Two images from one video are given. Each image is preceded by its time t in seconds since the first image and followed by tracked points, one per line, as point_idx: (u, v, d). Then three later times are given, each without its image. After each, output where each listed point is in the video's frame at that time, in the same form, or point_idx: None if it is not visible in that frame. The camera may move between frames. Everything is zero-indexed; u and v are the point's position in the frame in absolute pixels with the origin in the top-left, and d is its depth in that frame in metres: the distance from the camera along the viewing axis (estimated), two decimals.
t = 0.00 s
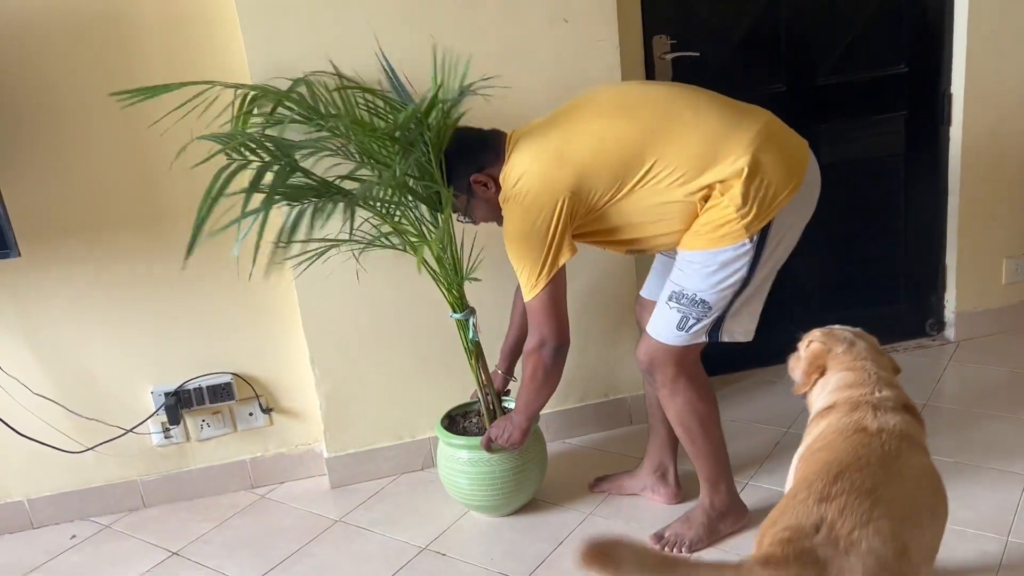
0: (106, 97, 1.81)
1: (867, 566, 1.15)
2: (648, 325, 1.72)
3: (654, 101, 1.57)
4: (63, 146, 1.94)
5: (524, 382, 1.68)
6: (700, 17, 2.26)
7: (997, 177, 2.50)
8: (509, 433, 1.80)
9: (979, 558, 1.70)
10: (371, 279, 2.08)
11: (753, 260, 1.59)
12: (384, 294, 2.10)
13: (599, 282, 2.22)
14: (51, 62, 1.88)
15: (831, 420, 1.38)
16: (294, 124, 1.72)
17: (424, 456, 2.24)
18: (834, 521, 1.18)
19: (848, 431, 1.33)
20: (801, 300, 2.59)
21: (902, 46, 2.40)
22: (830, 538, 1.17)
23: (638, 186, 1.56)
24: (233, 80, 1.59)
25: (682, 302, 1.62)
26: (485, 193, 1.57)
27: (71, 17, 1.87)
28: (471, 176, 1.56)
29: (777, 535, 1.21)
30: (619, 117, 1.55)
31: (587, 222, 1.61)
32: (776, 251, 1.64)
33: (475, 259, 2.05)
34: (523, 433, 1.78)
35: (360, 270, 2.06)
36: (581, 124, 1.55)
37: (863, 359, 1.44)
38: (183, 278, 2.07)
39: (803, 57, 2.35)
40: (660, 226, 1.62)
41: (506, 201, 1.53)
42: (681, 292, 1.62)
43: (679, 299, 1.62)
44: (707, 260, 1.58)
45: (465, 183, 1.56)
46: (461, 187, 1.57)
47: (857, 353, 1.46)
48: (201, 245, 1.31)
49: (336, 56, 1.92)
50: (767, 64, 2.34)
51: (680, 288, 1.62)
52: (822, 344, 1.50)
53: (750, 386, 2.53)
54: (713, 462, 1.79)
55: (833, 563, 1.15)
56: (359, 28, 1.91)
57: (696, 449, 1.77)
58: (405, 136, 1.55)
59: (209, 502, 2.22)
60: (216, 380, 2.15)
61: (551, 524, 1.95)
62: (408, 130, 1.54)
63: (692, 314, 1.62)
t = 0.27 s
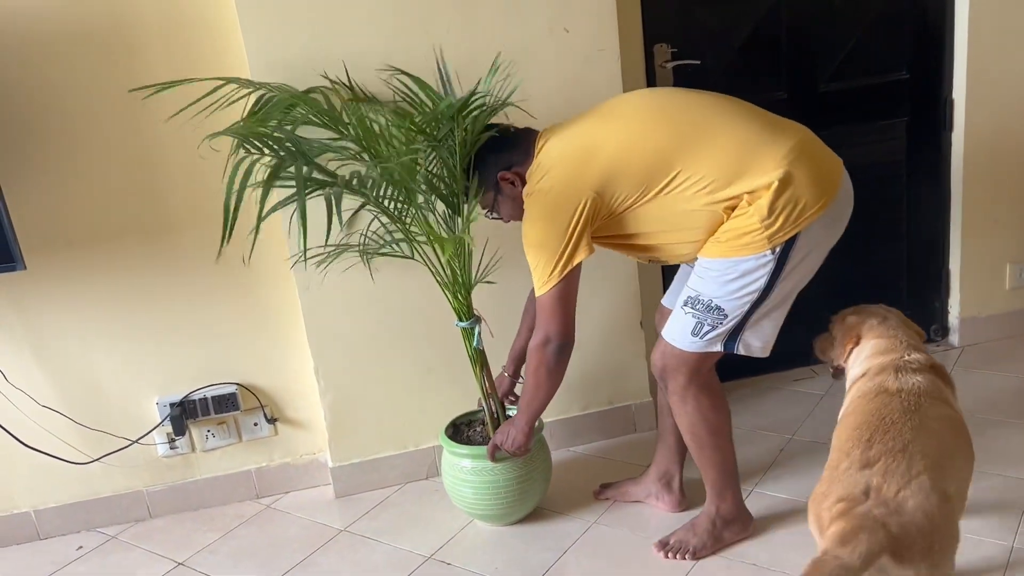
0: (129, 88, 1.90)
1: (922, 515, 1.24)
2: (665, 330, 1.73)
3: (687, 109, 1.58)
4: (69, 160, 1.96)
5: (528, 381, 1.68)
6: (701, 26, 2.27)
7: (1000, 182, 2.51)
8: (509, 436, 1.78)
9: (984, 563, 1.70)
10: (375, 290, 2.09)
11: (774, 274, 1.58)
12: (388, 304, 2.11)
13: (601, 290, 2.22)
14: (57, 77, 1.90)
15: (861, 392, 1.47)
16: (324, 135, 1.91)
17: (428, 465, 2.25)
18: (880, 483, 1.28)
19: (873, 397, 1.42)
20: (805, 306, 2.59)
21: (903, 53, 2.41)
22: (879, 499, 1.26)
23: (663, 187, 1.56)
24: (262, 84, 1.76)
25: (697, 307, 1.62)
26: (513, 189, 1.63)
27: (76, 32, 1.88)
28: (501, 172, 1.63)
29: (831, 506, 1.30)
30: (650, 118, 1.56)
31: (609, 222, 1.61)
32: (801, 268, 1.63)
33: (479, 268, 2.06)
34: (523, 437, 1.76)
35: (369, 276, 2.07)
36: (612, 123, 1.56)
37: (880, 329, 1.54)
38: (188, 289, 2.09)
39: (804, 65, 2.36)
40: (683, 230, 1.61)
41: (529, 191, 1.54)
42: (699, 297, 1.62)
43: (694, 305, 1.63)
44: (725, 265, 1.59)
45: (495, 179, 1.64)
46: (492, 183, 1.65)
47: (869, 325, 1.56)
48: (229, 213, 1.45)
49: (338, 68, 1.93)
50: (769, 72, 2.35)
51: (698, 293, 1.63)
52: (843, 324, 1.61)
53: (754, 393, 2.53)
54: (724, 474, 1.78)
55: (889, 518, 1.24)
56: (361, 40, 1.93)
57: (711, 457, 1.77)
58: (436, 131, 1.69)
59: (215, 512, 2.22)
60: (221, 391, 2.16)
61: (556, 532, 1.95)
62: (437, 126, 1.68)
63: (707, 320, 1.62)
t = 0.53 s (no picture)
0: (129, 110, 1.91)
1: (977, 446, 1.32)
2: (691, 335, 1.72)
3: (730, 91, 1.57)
4: (72, 171, 1.97)
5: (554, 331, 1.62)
6: (700, 35, 2.28)
7: (999, 188, 2.51)
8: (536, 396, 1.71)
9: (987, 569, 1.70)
10: (376, 298, 2.09)
11: (802, 269, 1.58)
12: (389, 313, 2.11)
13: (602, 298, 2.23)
14: (60, 88, 1.91)
15: (892, 347, 1.56)
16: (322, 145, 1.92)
17: (430, 474, 2.25)
18: (941, 417, 1.35)
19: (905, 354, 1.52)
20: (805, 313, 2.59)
21: (902, 60, 2.42)
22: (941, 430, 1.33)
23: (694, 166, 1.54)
24: (258, 99, 1.77)
25: (725, 308, 1.62)
26: (531, 143, 1.67)
27: (79, 44, 1.89)
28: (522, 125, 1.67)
29: (891, 437, 1.36)
30: (691, 90, 1.54)
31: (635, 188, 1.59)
32: (829, 264, 1.63)
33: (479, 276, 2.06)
34: (549, 393, 1.69)
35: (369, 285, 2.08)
36: (652, 88, 1.54)
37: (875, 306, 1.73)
38: (190, 299, 2.09)
39: (803, 73, 2.37)
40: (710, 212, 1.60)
41: (557, 139, 1.51)
42: (727, 297, 1.61)
43: (723, 305, 1.62)
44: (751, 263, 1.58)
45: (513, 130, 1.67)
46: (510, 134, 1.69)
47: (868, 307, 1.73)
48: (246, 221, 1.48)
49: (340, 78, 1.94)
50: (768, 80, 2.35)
51: (725, 294, 1.62)
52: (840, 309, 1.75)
53: (756, 400, 2.53)
54: (730, 483, 1.78)
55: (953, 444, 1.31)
56: (362, 52, 1.94)
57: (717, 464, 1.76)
58: (448, 134, 1.75)
59: (217, 521, 2.23)
60: (223, 401, 2.16)
61: (558, 540, 1.95)
62: (449, 130, 1.75)
63: (736, 320, 1.61)
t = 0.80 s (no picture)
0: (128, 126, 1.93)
1: (1002, 407, 1.37)
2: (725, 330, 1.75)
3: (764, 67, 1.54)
4: (71, 182, 1.97)
5: (623, 312, 1.49)
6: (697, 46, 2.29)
7: (995, 197, 2.52)
8: (612, 386, 1.57)
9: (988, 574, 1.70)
10: (374, 308, 2.09)
11: (830, 254, 1.60)
12: (388, 322, 2.11)
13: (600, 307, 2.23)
14: (58, 100, 1.92)
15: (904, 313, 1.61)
16: (322, 155, 1.92)
17: (428, 484, 2.24)
18: (964, 383, 1.40)
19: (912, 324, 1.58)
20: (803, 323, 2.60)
21: (898, 70, 2.42)
22: (967, 396, 1.37)
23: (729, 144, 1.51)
24: (256, 110, 1.78)
25: (757, 300, 1.65)
26: (549, 101, 1.53)
27: (78, 56, 1.90)
28: (541, 81, 1.52)
29: (919, 400, 1.40)
30: (729, 64, 1.50)
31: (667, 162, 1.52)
32: (854, 245, 1.65)
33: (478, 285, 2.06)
34: (625, 381, 1.56)
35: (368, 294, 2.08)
36: (687, 58, 1.48)
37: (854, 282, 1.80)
38: (188, 310, 2.09)
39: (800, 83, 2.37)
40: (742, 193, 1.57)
41: (596, 106, 1.41)
42: (757, 290, 1.65)
43: (755, 298, 1.65)
44: (774, 253, 1.61)
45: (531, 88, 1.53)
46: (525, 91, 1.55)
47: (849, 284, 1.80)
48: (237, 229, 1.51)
49: (338, 89, 1.95)
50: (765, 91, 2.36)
51: (755, 287, 1.65)
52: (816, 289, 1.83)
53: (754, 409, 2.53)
54: (747, 487, 1.77)
55: (977, 411, 1.35)
56: (361, 64, 1.94)
57: (743, 467, 1.77)
58: (447, 144, 1.75)
59: (215, 532, 2.22)
60: (221, 411, 2.16)
61: (556, 550, 1.95)
62: (447, 140, 1.75)
63: (769, 311, 1.65)
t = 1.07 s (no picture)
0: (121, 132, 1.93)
1: (1010, 379, 1.52)
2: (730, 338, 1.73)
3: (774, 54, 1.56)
4: (66, 193, 1.97)
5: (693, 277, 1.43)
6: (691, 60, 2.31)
7: (986, 209, 2.55)
8: (693, 356, 1.51)
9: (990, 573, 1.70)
10: (369, 319, 2.09)
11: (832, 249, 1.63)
12: (384, 333, 2.11)
13: (595, 318, 2.23)
14: (53, 111, 1.92)
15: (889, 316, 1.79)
16: (315, 166, 1.92)
17: (422, 496, 2.24)
18: (973, 366, 1.54)
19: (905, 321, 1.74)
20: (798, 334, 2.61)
21: (893, 82, 2.42)
22: (979, 376, 1.52)
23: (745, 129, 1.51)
24: (252, 120, 1.78)
25: (769, 307, 1.63)
26: (565, 56, 1.44)
27: (74, 67, 1.90)
28: (562, 33, 1.42)
29: (937, 393, 1.53)
30: (751, 49, 1.50)
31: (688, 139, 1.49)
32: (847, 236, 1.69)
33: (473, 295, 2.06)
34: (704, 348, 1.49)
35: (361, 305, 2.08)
36: (720, 37, 1.46)
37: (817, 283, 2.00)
38: (183, 321, 2.09)
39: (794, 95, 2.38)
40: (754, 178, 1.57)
41: (636, 74, 1.35)
42: (768, 296, 1.63)
43: (766, 305, 1.63)
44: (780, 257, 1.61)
45: (551, 38, 1.43)
46: (542, 41, 1.44)
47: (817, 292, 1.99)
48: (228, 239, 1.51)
49: (332, 100, 1.95)
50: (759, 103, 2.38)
51: (765, 293, 1.63)
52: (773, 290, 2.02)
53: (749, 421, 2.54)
54: (756, 486, 1.75)
55: (993, 388, 1.49)
56: (357, 76, 1.95)
57: (751, 479, 1.75)
58: (440, 156, 1.76)
59: (208, 544, 2.21)
60: (215, 422, 2.15)
61: (552, 562, 1.94)
62: (441, 152, 1.76)
63: (782, 316, 1.64)
